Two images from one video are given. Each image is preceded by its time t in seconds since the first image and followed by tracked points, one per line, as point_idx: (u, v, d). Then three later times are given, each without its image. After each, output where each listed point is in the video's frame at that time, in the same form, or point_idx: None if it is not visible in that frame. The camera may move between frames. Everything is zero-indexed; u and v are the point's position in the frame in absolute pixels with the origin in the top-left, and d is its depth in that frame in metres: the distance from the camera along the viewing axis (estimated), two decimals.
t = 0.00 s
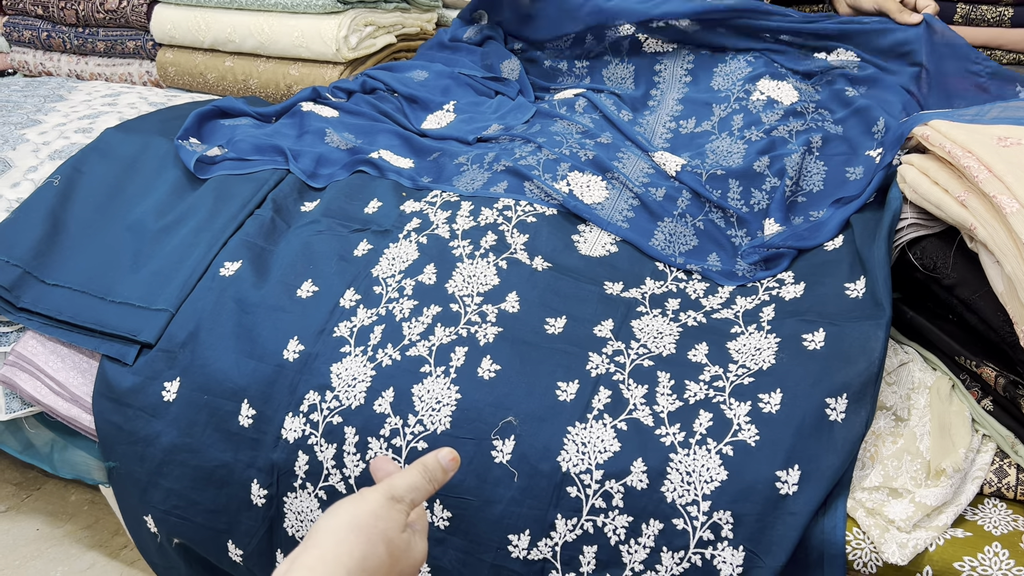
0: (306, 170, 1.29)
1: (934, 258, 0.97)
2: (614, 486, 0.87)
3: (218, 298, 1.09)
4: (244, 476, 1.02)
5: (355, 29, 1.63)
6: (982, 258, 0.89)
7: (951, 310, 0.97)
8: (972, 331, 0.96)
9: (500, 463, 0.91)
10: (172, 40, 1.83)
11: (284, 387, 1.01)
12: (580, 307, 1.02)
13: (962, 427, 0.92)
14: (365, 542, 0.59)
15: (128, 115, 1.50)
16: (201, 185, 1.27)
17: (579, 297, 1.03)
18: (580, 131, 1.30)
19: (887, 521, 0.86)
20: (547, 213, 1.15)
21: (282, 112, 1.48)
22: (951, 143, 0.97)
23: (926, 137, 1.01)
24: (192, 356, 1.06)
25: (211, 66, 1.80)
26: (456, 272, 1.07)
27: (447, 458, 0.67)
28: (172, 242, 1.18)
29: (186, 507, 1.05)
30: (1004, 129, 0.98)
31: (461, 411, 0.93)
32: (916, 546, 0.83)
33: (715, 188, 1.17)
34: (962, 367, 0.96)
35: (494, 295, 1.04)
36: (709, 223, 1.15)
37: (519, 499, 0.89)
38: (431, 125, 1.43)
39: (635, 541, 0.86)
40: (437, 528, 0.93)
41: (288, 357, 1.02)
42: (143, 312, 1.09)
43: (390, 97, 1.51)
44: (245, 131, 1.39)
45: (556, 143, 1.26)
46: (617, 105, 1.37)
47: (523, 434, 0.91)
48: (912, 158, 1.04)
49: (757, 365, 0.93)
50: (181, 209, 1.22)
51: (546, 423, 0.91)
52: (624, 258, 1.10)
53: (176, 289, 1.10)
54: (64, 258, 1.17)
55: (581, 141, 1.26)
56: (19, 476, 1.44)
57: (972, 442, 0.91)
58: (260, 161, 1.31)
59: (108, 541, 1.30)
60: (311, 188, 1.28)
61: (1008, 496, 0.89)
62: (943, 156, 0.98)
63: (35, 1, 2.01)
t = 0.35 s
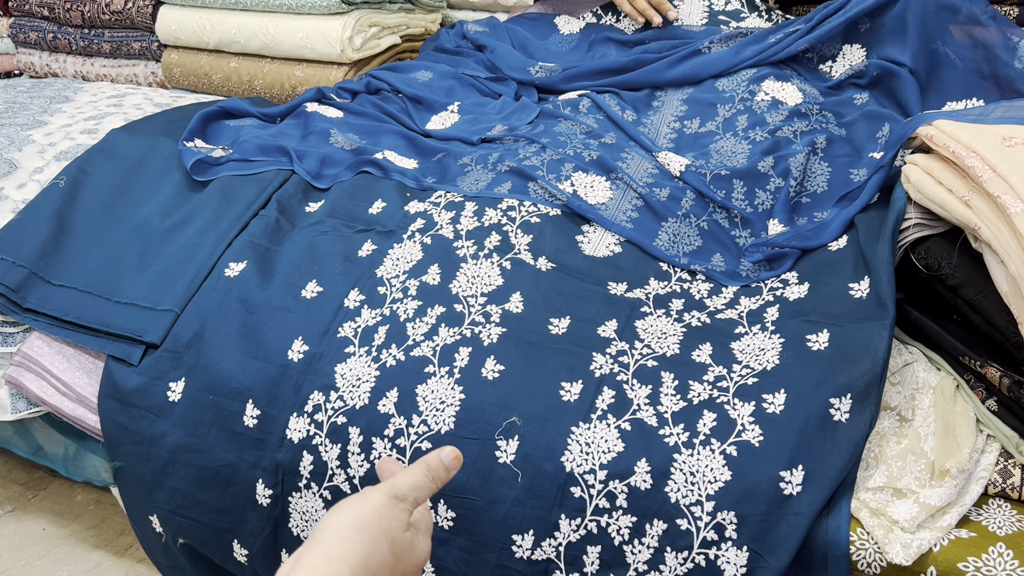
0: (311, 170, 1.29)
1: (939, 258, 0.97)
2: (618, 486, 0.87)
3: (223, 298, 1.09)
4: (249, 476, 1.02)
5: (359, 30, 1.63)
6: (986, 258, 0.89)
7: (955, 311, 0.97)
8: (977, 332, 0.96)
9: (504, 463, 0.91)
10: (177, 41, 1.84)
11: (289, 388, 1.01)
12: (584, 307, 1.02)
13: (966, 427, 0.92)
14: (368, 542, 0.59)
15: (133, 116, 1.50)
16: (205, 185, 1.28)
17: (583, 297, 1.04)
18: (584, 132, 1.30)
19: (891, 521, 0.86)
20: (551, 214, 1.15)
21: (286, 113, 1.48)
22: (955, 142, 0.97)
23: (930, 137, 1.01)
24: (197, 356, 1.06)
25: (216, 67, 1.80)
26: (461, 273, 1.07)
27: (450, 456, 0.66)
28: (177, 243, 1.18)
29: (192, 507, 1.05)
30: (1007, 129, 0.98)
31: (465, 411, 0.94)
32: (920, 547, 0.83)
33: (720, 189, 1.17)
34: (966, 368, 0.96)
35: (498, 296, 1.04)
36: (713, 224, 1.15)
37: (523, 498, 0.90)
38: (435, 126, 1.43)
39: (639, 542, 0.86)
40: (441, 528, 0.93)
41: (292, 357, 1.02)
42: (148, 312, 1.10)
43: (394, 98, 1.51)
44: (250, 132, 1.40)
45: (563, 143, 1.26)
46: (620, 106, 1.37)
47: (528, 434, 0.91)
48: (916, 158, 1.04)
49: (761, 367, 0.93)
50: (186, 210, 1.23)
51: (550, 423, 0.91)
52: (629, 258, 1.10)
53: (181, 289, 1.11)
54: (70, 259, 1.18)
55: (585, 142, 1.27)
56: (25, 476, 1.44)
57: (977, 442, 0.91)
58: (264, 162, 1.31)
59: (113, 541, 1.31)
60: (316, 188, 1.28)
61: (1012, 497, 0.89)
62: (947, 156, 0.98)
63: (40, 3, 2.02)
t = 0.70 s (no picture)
0: (314, 173, 1.30)
1: (941, 259, 0.96)
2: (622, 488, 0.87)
3: (226, 301, 1.09)
4: (253, 478, 1.02)
5: (362, 32, 1.63)
6: (989, 260, 0.89)
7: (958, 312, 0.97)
8: (979, 333, 0.96)
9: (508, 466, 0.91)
10: (181, 44, 1.84)
11: (291, 390, 1.02)
12: (586, 309, 1.02)
13: (968, 429, 0.92)
14: (369, 544, 0.59)
15: (137, 119, 1.51)
16: (208, 188, 1.28)
17: (585, 299, 1.04)
18: (586, 134, 1.31)
19: (893, 524, 0.86)
20: (553, 216, 1.15)
21: (289, 115, 1.49)
22: (957, 144, 0.94)
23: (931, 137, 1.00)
24: (200, 358, 1.07)
25: (220, 69, 1.81)
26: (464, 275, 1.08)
27: (451, 459, 0.66)
28: (180, 245, 1.18)
29: (196, 508, 1.06)
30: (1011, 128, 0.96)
31: (468, 414, 0.94)
32: (922, 549, 0.83)
33: (723, 191, 1.17)
34: (968, 370, 0.97)
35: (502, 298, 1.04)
36: (716, 225, 1.15)
37: (526, 500, 0.90)
38: (438, 128, 1.43)
39: (641, 544, 0.86)
40: (444, 529, 0.94)
41: (295, 359, 1.03)
42: (152, 315, 1.10)
43: (397, 100, 1.51)
44: (253, 134, 1.40)
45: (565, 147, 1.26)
46: (622, 107, 1.37)
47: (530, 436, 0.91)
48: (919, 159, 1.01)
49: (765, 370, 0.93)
50: (189, 212, 1.23)
51: (552, 425, 0.91)
52: (631, 261, 1.10)
53: (184, 292, 1.11)
54: (74, 261, 1.18)
55: (587, 144, 1.27)
56: (29, 478, 1.45)
57: (979, 444, 0.91)
58: (267, 164, 1.31)
59: (117, 542, 1.31)
60: (319, 190, 1.28)
61: (1015, 498, 0.88)
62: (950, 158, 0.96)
63: (44, 5, 2.03)
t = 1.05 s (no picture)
0: (314, 175, 1.30)
1: (940, 261, 0.97)
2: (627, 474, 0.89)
3: (227, 303, 1.10)
4: (254, 480, 1.03)
5: (363, 34, 1.64)
6: (989, 262, 0.89)
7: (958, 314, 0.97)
8: (979, 335, 0.96)
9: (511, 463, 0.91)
10: (182, 46, 1.84)
11: (292, 392, 1.02)
12: (586, 311, 1.02)
13: (968, 431, 0.93)
14: (369, 547, 0.59)
15: (137, 121, 1.51)
16: (209, 190, 1.28)
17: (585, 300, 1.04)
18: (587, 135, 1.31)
19: (893, 526, 0.86)
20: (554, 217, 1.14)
21: (290, 117, 1.49)
22: (957, 146, 0.96)
23: (931, 142, 1.01)
24: (201, 361, 1.07)
25: (221, 71, 1.81)
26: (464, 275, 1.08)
27: (452, 461, 0.66)
28: (181, 248, 1.19)
29: (198, 511, 1.06)
30: (1009, 131, 0.98)
31: (468, 416, 0.94)
32: (922, 550, 0.83)
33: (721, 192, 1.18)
34: (969, 372, 0.97)
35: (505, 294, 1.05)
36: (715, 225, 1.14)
37: (526, 502, 0.90)
38: (438, 131, 1.44)
39: (647, 523, 0.87)
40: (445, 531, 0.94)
41: (296, 362, 1.03)
42: (152, 317, 1.10)
43: (398, 102, 1.51)
44: (253, 137, 1.41)
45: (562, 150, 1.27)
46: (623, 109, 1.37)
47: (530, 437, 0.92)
48: (919, 160, 1.02)
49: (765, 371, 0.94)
50: (189, 215, 1.23)
51: (552, 427, 0.91)
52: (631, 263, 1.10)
53: (185, 295, 1.11)
54: (75, 264, 1.18)
55: (588, 145, 1.28)
56: (31, 480, 1.45)
57: (979, 446, 0.92)
58: (267, 167, 1.31)
59: (119, 544, 1.32)
60: (319, 194, 1.29)
61: (1015, 500, 0.89)
62: (949, 159, 0.98)
63: (45, 8, 2.03)
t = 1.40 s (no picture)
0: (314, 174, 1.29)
1: (941, 260, 0.96)
2: (587, 461, 0.85)
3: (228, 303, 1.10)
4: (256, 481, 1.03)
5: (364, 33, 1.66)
6: (990, 261, 0.89)
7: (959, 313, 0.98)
8: (981, 334, 0.96)
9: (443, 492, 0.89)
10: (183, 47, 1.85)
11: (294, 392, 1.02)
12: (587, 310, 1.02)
13: (969, 430, 0.93)
14: (370, 545, 0.60)
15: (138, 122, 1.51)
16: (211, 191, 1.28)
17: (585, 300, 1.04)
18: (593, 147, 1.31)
19: (895, 525, 0.86)
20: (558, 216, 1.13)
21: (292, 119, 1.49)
22: (958, 144, 0.96)
23: (931, 139, 1.00)
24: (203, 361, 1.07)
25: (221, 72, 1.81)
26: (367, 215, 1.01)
27: (454, 462, 0.68)
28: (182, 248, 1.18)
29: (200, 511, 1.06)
30: (1011, 128, 0.97)
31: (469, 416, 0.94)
32: (924, 550, 0.83)
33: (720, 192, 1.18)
34: (970, 371, 0.97)
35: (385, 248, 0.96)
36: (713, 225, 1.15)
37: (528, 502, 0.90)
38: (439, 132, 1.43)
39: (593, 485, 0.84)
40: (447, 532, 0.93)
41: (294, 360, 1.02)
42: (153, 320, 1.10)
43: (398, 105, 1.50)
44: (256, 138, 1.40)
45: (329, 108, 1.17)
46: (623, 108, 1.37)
47: (466, 414, 0.88)
48: (920, 159, 1.02)
49: (765, 365, 0.93)
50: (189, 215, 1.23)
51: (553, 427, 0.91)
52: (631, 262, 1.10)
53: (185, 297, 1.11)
54: (77, 264, 1.18)
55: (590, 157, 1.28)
56: (32, 480, 1.45)
57: (981, 445, 0.92)
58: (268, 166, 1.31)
59: (120, 545, 1.32)
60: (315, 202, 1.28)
61: (1016, 500, 0.88)
62: (950, 158, 0.97)
63: (47, 8, 2.03)
